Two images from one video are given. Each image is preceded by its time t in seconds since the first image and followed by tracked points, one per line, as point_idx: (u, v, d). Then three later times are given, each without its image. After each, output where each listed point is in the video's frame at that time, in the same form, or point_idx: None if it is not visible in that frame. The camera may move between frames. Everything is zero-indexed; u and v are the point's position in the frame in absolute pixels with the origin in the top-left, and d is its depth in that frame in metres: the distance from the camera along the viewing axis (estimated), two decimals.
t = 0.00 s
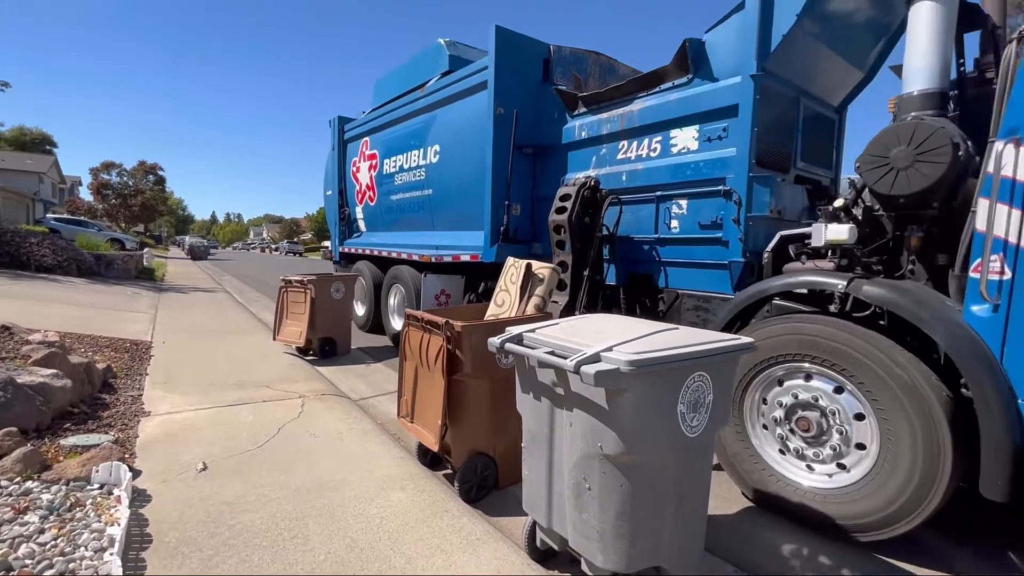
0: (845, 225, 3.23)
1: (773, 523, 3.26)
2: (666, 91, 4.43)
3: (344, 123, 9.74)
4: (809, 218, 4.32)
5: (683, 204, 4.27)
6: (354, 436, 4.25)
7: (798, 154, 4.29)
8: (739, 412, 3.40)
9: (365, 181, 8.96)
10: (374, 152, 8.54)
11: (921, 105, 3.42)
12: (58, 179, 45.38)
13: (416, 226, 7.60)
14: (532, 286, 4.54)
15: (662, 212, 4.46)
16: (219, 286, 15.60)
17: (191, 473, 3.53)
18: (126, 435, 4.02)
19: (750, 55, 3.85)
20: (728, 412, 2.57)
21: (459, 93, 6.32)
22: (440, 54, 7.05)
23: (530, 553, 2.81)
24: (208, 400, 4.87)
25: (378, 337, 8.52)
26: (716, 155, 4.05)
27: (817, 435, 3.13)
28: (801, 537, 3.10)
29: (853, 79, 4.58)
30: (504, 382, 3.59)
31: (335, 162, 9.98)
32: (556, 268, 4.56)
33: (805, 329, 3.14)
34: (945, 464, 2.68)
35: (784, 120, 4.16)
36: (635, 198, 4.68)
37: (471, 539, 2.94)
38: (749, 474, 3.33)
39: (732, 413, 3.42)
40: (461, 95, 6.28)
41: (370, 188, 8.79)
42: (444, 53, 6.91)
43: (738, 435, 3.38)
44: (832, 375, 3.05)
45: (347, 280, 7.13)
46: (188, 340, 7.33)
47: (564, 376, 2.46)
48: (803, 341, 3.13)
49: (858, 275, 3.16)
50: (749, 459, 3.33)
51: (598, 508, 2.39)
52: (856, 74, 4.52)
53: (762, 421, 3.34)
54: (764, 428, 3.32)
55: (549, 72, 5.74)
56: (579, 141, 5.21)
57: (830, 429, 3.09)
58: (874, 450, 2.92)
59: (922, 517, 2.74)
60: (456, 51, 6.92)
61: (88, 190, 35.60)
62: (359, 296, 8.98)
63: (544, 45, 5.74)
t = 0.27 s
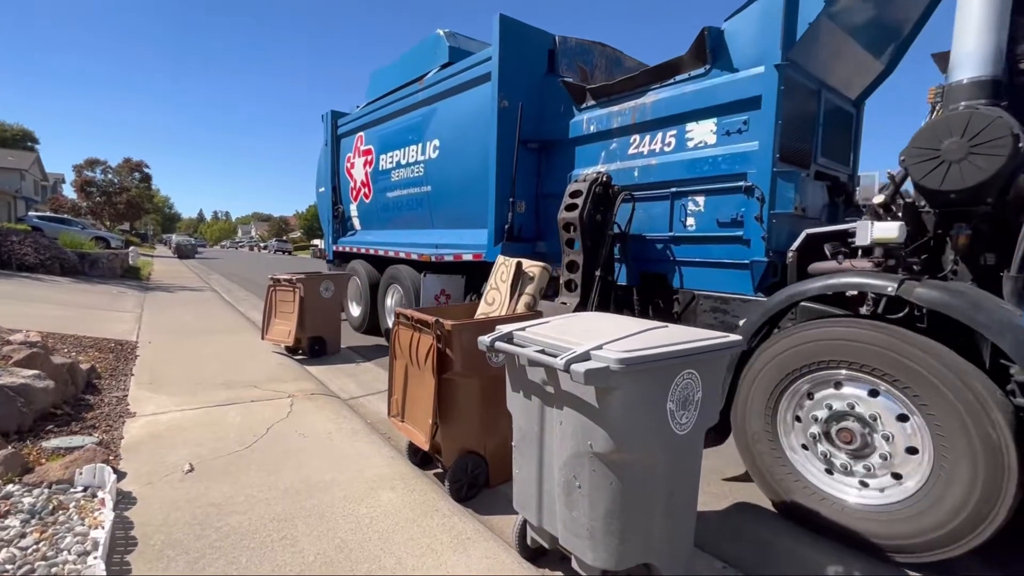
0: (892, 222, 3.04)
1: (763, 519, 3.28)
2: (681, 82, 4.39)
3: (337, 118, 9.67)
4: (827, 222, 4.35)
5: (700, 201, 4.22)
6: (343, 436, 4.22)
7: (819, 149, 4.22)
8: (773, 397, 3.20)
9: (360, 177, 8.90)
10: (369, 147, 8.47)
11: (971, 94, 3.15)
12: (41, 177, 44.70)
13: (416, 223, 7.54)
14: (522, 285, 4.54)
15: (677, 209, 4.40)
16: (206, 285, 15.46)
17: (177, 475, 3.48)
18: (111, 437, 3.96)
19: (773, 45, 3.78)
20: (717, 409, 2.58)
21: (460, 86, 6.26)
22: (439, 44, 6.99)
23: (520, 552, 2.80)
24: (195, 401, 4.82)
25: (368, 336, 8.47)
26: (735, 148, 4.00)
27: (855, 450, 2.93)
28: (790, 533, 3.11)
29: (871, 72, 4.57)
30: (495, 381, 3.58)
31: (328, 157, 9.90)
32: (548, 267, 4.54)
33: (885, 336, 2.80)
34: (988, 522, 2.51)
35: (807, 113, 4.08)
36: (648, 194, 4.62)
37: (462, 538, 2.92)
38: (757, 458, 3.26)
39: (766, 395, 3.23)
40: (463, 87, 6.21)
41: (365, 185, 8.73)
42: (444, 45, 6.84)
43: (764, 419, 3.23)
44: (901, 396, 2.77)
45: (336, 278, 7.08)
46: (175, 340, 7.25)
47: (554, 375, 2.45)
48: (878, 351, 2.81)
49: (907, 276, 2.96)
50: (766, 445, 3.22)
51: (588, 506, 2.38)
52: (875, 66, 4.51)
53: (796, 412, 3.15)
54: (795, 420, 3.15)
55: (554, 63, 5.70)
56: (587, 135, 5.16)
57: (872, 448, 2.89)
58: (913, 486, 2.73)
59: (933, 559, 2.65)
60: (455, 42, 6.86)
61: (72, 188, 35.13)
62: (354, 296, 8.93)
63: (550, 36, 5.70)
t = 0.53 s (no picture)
0: (926, 220, 2.90)
1: (755, 514, 3.29)
2: (691, 75, 4.37)
3: (331, 113, 9.59)
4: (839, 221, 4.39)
5: (711, 198, 4.22)
6: (335, 435, 4.19)
7: (832, 145, 4.22)
8: (804, 387, 2.98)
9: (354, 173, 8.84)
10: (364, 143, 8.41)
11: (1006, 86, 2.99)
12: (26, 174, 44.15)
13: (413, 220, 7.49)
14: (514, 283, 4.52)
15: (687, 205, 4.40)
16: (195, 283, 15.34)
17: (166, 475, 3.44)
18: (98, 437, 3.91)
19: (788, 37, 3.77)
20: (708, 405, 2.58)
21: (460, 80, 6.22)
22: (438, 36, 6.93)
23: (513, 549, 2.79)
24: (183, 400, 4.77)
25: (360, 334, 8.44)
26: (749, 143, 4.00)
27: (880, 457, 2.78)
28: (781, 528, 3.13)
29: (883, 67, 4.58)
30: (487, 379, 3.56)
31: (321, 152, 9.84)
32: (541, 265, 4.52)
33: (952, 351, 2.53)
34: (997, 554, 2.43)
35: (821, 108, 4.08)
36: (657, 191, 4.62)
37: (454, 536, 2.91)
38: (768, 441, 3.13)
39: (798, 382, 3.00)
40: (464, 80, 6.16)
41: (360, 181, 8.68)
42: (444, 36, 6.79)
43: (787, 405, 3.05)
44: (953, 417, 2.55)
45: (327, 276, 7.04)
46: (162, 339, 7.18)
47: (547, 372, 2.43)
48: (941, 367, 2.55)
49: (940, 276, 2.76)
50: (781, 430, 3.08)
51: (581, 502, 2.37)
52: (887, 61, 4.53)
53: (826, 406, 2.95)
54: (822, 414, 2.96)
55: (557, 56, 5.67)
56: (592, 130, 5.16)
57: (898, 458, 2.73)
58: (931, 507, 2.61)
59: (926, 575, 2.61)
60: (454, 34, 6.81)
61: (58, 185, 34.68)
62: (348, 294, 8.88)
63: (552, 30, 5.65)
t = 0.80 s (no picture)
0: (944, 217, 2.87)
1: (748, 510, 3.30)
2: (696, 71, 4.37)
3: (326, 109, 9.54)
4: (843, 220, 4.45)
5: (716, 195, 4.22)
6: (329, 433, 4.17)
7: (837, 143, 4.25)
8: (826, 380, 2.90)
9: (350, 170, 8.80)
10: (360, 139, 8.36)
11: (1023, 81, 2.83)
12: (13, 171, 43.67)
13: (411, 217, 7.46)
14: (509, 281, 4.51)
15: (691, 203, 4.41)
16: (185, 281, 15.26)
17: (158, 474, 3.42)
18: (88, 436, 3.88)
19: (796, 32, 3.77)
20: (702, 402, 2.58)
21: (460, 76, 6.19)
22: (436, 31, 6.89)
23: (507, 546, 2.79)
24: (175, 399, 4.73)
25: (353, 333, 8.41)
26: (754, 140, 4.00)
27: (891, 459, 2.76)
28: (775, 524, 3.14)
29: (888, 63, 4.61)
30: (480, 377, 3.55)
31: (316, 148, 9.78)
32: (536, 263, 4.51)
33: (990, 364, 2.46)
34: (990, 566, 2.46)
35: (827, 105, 4.09)
36: (660, 188, 4.62)
37: (449, 534, 2.91)
38: (776, 427, 3.10)
39: (820, 373, 2.92)
40: (463, 76, 6.13)
41: (356, 178, 8.63)
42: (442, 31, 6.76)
43: (804, 394, 2.99)
44: (978, 431, 2.51)
45: (320, 274, 7.00)
46: (153, 337, 7.12)
47: (542, 370, 2.43)
48: (975, 379, 2.49)
49: (959, 275, 2.73)
50: (792, 417, 3.03)
51: (575, 499, 2.37)
52: (892, 57, 4.56)
53: (843, 402, 2.89)
54: (838, 408, 2.91)
55: (557, 52, 5.66)
56: (594, 126, 5.15)
57: (910, 461, 2.71)
58: (936, 514, 2.61)
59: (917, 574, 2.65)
60: (452, 29, 6.78)
61: (47, 182, 34.31)
62: (344, 293, 8.85)
63: (552, 26, 5.64)
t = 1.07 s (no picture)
0: (953, 217, 2.88)
1: (744, 506, 3.31)
2: (698, 68, 4.37)
3: (322, 106, 9.50)
4: (845, 218, 4.48)
5: (718, 193, 4.24)
6: (324, 431, 4.16)
7: (840, 142, 4.27)
8: (837, 377, 2.88)
9: (346, 168, 8.76)
10: (356, 136, 8.33)
11: None
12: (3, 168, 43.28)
13: (408, 215, 7.44)
14: (505, 279, 4.50)
15: (692, 201, 4.42)
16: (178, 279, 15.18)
17: (152, 473, 3.40)
18: (81, 435, 3.85)
19: (800, 30, 3.78)
20: (697, 399, 2.59)
21: (459, 73, 6.17)
22: (434, 27, 6.86)
23: (504, 543, 2.79)
24: (169, 397, 4.71)
25: (348, 331, 8.39)
26: (757, 138, 4.01)
27: (896, 458, 2.76)
28: (770, 521, 3.15)
29: (889, 62, 4.64)
30: (476, 373, 3.55)
31: (312, 145, 9.74)
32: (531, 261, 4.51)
33: (1008, 371, 2.43)
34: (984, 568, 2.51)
35: (828, 103, 4.10)
36: (661, 186, 4.63)
37: (445, 531, 2.90)
38: (782, 420, 3.10)
39: (832, 369, 2.90)
40: (463, 72, 6.11)
41: (352, 176, 8.60)
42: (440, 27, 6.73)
43: (813, 389, 2.98)
44: (988, 438, 2.50)
45: (315, 272, 6.98)
46: (145, 336, 7.08)
47: (538, 367, 2.43)
48: (995, 388, 2.46)
49: (967, 275, 2.74)
50: (799, 411, 3.03)
51: (572, 496, 2.37)
52: (893, 56, 4.58)
53: (852, 399, 2.88)
54: (846, 405, 2.90)
55: (557, 48, 5.65)
56: (594, 124, 5.14)
57: (914, 462, 2.72)
58: (937, 515, 2.64)
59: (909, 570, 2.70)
60: (450, 25, 6.76)
61: (37, 179, 34.01)
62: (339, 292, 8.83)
63: (552, 21, 5.63)
